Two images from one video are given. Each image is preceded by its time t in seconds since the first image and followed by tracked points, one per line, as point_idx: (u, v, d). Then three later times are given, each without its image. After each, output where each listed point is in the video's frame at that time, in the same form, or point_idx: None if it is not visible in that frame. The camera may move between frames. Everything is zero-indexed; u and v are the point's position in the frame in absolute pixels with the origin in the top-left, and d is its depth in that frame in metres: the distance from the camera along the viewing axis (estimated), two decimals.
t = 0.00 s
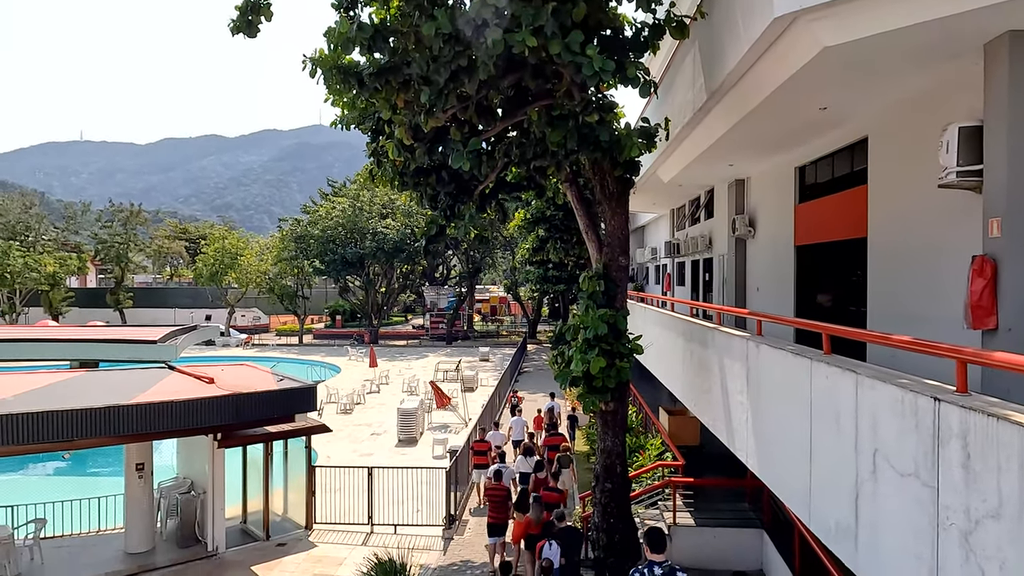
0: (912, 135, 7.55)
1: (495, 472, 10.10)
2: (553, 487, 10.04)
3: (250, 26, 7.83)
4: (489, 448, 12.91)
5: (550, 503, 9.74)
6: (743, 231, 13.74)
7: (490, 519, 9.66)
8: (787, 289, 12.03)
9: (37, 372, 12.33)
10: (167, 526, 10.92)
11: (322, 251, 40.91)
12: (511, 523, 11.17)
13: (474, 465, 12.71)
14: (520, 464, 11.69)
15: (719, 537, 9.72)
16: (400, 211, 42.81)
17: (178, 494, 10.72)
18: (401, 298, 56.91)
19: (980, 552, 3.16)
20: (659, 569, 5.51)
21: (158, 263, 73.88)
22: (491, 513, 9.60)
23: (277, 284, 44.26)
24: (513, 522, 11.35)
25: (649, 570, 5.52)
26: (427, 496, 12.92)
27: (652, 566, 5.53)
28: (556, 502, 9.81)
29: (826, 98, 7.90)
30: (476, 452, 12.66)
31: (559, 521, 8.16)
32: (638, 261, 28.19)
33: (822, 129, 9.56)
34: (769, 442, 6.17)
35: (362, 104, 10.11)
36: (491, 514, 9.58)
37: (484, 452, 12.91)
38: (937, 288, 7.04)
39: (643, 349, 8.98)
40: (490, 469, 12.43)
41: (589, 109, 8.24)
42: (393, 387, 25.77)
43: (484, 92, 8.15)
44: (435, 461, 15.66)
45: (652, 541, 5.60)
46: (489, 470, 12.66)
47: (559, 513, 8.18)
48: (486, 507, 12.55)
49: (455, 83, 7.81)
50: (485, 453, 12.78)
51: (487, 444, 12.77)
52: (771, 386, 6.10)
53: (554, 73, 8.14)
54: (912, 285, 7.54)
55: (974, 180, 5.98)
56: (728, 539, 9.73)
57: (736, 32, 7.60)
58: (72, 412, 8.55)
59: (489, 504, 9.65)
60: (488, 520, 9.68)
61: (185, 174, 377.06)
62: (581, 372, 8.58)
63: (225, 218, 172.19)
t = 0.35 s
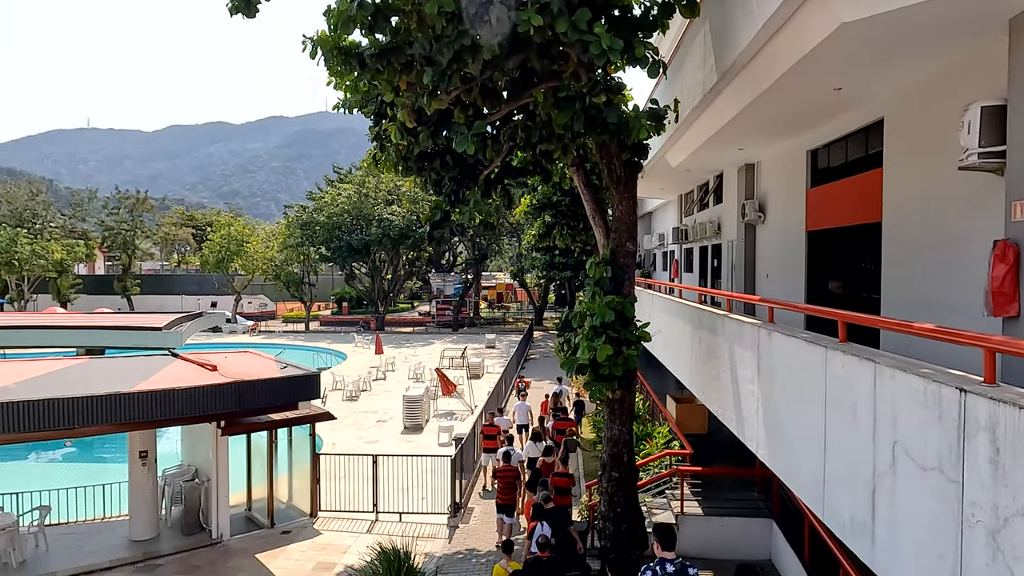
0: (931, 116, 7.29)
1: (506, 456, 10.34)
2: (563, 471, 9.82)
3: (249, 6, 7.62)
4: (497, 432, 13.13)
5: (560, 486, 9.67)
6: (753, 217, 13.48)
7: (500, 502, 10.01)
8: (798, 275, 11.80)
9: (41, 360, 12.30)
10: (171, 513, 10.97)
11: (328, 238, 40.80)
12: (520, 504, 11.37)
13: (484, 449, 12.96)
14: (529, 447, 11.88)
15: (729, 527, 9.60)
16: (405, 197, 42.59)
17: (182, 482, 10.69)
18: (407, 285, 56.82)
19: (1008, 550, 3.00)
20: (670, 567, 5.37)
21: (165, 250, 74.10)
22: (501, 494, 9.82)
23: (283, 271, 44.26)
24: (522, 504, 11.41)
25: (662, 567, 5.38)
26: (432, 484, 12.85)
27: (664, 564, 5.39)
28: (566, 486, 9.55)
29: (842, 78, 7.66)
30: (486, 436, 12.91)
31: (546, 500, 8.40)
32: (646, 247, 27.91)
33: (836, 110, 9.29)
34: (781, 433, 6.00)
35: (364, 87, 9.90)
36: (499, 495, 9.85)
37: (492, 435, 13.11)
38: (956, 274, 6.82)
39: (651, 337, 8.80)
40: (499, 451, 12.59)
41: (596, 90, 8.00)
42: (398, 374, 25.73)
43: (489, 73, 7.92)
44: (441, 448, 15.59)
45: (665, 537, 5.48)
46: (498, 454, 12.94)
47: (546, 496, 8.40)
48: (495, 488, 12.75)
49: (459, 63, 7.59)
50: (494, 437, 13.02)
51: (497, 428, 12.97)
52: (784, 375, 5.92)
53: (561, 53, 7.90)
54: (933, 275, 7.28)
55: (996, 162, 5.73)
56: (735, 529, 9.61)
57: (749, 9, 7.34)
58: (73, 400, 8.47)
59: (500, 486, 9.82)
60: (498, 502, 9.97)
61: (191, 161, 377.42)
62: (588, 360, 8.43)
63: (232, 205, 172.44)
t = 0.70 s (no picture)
0: (943, 99, 7.10)
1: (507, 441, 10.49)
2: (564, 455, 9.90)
3: None
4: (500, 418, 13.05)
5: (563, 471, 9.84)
6: (757, 204, 13.31)
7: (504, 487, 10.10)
8: (802, 263, 11.65)
9: (39, 348, 12.23)
10: (170, 503, 10.91)
11: (329, 226, 40.65)
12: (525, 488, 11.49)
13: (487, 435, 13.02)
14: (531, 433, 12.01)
15: (729, 517, 9.55)
16: (406, 185, 42.38)
17: (181, 472, 10.63)
18: (408, 273, 56.71)
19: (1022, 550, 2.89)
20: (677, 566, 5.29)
21: (167, 238, 74.08)
22: (502, 479, 9.97)
23: (284, 259, 44.17)
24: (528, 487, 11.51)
25: (669, 566, 5.29)
26: (432, 473, 12.79)
27: (670, 564, 5.31)
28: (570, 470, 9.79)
29: (850, 62, 7.47)
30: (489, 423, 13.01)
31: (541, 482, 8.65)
32: (648, 236, 27.74)
33: (843, 94, 9.09)
34: (785, 424, 5.90)
35: (362, 71, 9.71)
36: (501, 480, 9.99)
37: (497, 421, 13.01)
38: (968, 263, 6.66)
39: (653, 326, 8.67)
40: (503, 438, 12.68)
41: (598, 74, 7.82)
42: (399, 363, 25.68)
43: (488, 57, 7.75)
44: (441, 437, 15.54)
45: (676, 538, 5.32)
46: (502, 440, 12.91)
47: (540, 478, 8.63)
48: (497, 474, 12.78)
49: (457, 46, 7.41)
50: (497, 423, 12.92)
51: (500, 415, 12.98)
52: (789, 365, 5.80)
53: (562, 35, 7.71)
54: (942, 263, 7.14)
55: (1009, 147, 5.57)
56: (737, 519, 9.56)
57: None
58: (69, 389, 8.38)
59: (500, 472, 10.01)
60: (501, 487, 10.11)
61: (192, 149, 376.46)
62: (588, 350, 8.32)
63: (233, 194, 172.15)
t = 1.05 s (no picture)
0: (949, 85, 6.99)
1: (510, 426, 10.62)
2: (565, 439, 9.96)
3: None
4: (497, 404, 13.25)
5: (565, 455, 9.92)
6: (757, 193, 13.19)
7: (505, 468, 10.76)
8: (802, 253, 11.57)
9: (34, 338, 12.14)
10: (167, 493, 10.84)
11: (326, 215, 40.47)
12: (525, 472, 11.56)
13: (486, 421, 13.12)
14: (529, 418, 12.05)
15: (728, 507, 9.52)
16: (404, 174, 42.15)
17: (177, 462, 10.57)
18: (406, 263, 56.54)
19: None
20: (663, 565, 5.39)
21: (164, 227, 73.89)
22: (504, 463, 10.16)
23: (281, 249, 44.01)
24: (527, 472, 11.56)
25: (655, 565, 5.39)
26: (430, 463, 12.75)
27: (657, 562, 5.40)
28: (573, 454, 9.88)
29: (853, 47, 7.35)
30: (489, 409, 13.11)
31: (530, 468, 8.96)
32: (647, 225, 27.59)
33: (846, 81, 8.96)
34: (785, 414, 5.84)
35: (357, 57, 9.56)
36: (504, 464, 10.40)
37: (493, 407, 13.21)
38: (974, 251, 6.58)
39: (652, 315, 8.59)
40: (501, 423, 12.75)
41: (598, 60, 7.65)
42: (397, 352, 25.62)
43: (485, 42, 7.61)
44: (439, 427, 15.50)
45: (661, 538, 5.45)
46: (499, 425, 12.99)
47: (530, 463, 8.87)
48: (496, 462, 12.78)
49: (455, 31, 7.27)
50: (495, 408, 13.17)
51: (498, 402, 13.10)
52: (790, 356, 5.72)
53: (561, 20, 7.56)
54: (946, 252, 7.05)
55: (1015, 134, 5.47)
56: (737, 510, 9.54)
57: None
58: (63, 378, 8.29)
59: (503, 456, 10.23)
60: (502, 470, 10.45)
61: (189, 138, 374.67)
62: (587, 340, 8.26)
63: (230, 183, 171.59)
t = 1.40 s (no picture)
0: (962, 72, 6.88)
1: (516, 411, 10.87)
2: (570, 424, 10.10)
3: None
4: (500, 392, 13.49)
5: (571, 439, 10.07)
6: (761, 181, 13.09)
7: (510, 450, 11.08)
8: (807, 242, 11.48)
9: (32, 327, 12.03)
10: (168, 483, 10.77)
11: (324, 204, 40.26)
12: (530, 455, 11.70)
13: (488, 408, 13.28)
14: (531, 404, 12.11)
15: (731, 497, 9.50)
16: (402, 162, 41.90)
17: (177, 451, 10.50)
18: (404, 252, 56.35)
19: None
20: (664, 553, 5.32)
21: (161, 216, 73.59)
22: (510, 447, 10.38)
23: (279, 238, 43.81)
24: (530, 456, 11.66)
25: (656, 555, 5.33)
26: (431, 453, 12.70)
27: (658, 552, 5.32)
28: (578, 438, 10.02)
29: (863, 34, 7.24)
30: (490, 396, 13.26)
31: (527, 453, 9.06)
32: (646, 214, 27.44)
33: (855, 67, 8.85)
34: (794, 405, 5.78)
35: (358, 43, 9.40)
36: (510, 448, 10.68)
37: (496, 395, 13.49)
38: (987, 241, 6.51)
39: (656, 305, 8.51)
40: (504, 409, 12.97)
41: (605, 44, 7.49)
42: (396, 342, 25.54)
43: (489, 26, 7.47)
44: (439, 417, 15.45)
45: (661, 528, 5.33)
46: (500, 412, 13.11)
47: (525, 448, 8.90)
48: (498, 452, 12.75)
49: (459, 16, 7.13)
50: (497, 396, 13.42)
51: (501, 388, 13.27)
52: (800, 346, 5.64)
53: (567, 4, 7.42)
54: (957, 241, 6.99)
55: None
56: (741, 499, 9.52)
57: None
58: (61, 368, 8.19)
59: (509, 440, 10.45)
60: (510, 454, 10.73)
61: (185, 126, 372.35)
62: (592, 329, 8.19)
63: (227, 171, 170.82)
